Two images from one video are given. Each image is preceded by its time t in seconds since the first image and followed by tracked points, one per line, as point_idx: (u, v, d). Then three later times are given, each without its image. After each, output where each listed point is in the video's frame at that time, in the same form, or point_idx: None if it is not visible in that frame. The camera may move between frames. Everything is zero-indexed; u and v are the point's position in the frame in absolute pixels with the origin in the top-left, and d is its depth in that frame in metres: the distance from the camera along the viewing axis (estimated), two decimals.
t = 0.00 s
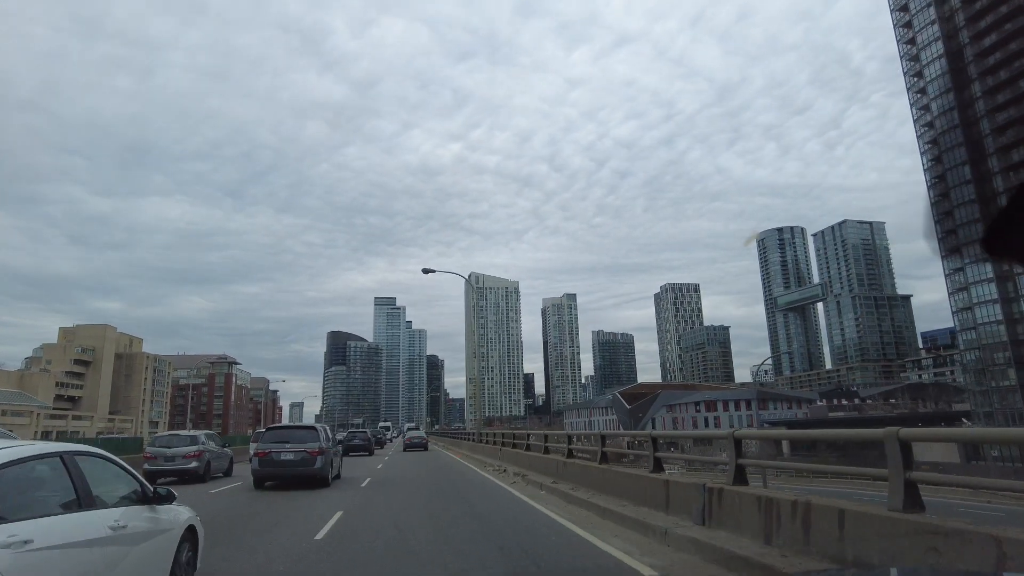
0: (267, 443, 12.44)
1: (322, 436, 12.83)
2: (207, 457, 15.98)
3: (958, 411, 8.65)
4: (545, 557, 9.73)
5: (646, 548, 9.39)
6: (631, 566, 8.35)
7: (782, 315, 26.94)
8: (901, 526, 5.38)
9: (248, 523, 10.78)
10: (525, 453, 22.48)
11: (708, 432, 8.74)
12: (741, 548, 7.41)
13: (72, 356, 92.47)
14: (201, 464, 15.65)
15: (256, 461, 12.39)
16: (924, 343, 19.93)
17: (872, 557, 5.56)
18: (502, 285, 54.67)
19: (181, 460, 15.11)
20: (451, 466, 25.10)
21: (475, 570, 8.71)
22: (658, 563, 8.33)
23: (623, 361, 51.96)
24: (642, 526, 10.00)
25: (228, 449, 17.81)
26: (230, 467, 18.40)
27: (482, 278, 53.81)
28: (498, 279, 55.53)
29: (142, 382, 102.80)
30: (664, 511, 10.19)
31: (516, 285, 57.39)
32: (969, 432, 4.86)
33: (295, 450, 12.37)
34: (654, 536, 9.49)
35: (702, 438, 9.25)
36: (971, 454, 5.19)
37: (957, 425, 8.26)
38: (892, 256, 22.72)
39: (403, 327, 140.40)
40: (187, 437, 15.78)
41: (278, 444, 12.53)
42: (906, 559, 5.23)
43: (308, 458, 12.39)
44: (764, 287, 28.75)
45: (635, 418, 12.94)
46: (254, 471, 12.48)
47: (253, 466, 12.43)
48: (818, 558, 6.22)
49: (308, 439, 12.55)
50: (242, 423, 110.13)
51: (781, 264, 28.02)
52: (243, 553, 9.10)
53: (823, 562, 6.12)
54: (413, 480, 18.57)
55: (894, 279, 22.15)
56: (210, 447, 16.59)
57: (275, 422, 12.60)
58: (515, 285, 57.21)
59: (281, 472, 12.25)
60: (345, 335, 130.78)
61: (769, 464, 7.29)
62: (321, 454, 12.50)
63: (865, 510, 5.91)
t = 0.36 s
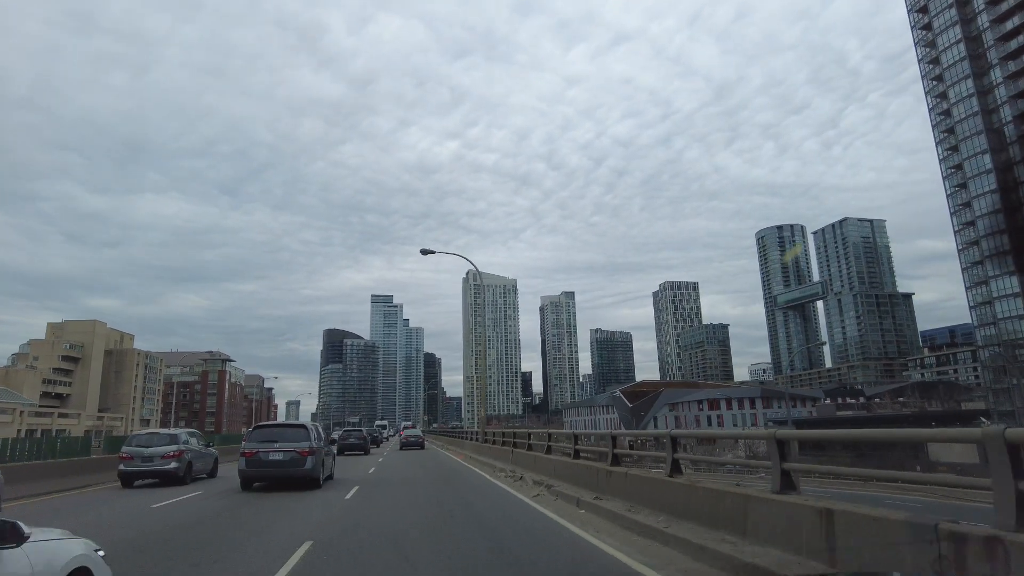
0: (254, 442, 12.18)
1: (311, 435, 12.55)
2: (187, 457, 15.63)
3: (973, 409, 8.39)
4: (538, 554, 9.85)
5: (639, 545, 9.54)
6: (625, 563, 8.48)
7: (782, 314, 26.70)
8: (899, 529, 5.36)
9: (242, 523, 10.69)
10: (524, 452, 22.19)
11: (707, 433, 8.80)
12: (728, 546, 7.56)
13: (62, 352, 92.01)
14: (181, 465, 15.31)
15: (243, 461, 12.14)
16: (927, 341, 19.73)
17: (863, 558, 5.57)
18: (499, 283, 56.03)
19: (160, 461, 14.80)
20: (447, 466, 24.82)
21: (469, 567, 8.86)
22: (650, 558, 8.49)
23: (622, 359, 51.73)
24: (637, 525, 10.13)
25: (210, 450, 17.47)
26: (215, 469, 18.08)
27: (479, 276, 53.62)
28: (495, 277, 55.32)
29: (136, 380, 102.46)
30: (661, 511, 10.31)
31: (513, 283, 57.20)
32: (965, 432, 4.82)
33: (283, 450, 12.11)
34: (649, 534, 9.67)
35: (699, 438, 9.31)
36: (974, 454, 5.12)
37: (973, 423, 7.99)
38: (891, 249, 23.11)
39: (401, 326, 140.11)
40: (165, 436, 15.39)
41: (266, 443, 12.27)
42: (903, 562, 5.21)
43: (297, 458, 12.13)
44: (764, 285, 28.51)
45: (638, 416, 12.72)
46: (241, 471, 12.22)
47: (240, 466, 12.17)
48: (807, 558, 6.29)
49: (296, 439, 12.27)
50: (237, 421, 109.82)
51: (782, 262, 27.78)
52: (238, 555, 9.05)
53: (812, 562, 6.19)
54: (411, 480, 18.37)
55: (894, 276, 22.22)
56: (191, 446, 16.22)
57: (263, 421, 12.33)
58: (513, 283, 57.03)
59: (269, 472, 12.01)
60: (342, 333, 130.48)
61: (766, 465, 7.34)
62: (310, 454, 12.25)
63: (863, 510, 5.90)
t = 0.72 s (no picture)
0: (243, 444, 11.91)
1: (303, 437, 12.30)
2: (166, 459, 15.22)
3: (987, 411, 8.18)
4: (533, 554, 9.75)
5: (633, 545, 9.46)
6: (618, 562, 8.40)
7: (782, 314, 26.50)
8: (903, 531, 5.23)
9: (234, 524, 10.50)
10: (522, 453, 21.91)
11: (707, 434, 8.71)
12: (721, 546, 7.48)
13: (49, 351, 91.71)
14: (160, 468, 14.94)
15: (232, 463, 11.85)
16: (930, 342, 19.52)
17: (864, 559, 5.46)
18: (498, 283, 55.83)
19: (139, 464, 14.46)
20: (444, 468, 24.55)
21: (461, 567, 8.79)
22: (644, 557, 8.40)
23: (621, 361, 51.57)
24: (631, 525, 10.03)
25: (193, 452, 17.17)
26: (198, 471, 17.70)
27: (477, 275, 53.38)
28: (494, 277, 55.23)
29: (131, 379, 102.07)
30: (657, 511, 10.20)
31: (513, 283, 57.11)
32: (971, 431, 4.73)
33: (274, 452, 11.84)
34: (643, 533, 9.60)
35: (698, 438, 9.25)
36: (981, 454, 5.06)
37: (988, 425, 7.76)
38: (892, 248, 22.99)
39: (399, 326, 139.86)
40: (142, 437, 14.97)
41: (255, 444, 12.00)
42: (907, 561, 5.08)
43: (288, 460, 11.86)
44: (764, 285, 28.27)
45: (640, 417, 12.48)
46: (229, 473, 11.93)
47: (228, 468, 11.89)
48: (800, 559, 6.19)
49: (288, 441, 12.01)
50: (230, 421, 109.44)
51: (782, 262, 27.55)
52: (229, 555, 8.92)
53: (806, 560, 6.12)
54: (407, 481, 18.09)
55: (896, 277, 21.98)
56: (171, 447, 15.82)
57: (253, 421, 12.09)
58: (512, 283, 56.92)
59: (257, 475, 11.72)
60: (339, 333, 130.14)
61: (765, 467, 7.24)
62: (302, 457, 11.98)
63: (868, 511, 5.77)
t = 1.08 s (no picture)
0: (233, 444, 11.67)
1: (296, 437, 12.06)
2: (145, 461, 14.89)
3: (1003, 413, 7.97)
4: (528, 554, 9.68)
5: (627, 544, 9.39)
6: (613, 561, 8.35)
7: (782, 315, 26.30)
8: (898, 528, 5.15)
9: (228, 524, 10.34)
10: (521, 454, 21.70)
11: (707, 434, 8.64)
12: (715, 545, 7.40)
13: (37, 348, 90.79)
14: (139, 470, 14.63)
15: (222, 464, 11.61)
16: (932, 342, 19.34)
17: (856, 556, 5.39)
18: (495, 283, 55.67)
19: (117, 466, 14.16)
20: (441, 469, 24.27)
21: (455, 566, 8.73)
22: (638, 556, 8.34)
23: (619, 361, 51.41)
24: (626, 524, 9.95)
25: (176, 454, 16.86)
26: (181, 473, 17.38)
27: (475, 276, 53.11)
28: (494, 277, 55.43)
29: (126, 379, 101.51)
30: (654, 511, 10.11)
31: (513, 283, 57.26)
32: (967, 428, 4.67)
33: (265, 452, 11.59)
34: (638, 535, 9.54)
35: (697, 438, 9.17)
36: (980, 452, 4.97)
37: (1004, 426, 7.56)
38: (893, 248, 22.78)
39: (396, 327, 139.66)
40: (120, 438, 14.62)
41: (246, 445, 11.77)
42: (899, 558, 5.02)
43: (280, 461, 11.63)
44: (764, 285, 28.04)
45: (642, 417, 12.25)
46: (219, 475, 11.70)
47: (218, 469, 11.65)
48: (792, 558, 6.12)
49: (280, 441, 11.78)
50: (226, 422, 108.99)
51: (782, 262, 27.32)
52: (224, 554, 8.82)
53: (795, 557, 6.08)
54: (403, 483, 17.81)
55: (897, 277, 21.76)
56: (151, 449, 15.49)
57: (244, 421, 11.86)
58: (512, 284, 57.10)
59: (248, 476, 11.48)
60: (337, 334, 129.88)
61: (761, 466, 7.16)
62: (295, 457, 11.75)
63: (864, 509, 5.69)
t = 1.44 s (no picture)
0: (222, 445, 11.40)
1: (288, 438, 11.78)
2: (124, 463, 14.67)
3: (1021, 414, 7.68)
4: (528, 550, 10.20)
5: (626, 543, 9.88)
6: (623, 563, 8.35)
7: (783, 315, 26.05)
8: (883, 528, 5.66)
9: (224, 525, 10.09)
10: (520, 455, 21.47)
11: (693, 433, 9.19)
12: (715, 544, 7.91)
13: (25, 347, 90.14)
14: (117, 472, 14.41)
15: (211, 465, 11.35)
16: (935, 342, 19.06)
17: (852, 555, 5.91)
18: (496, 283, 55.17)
19: (94, 468, 13.94)
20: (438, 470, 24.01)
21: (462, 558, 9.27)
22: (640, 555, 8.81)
23: (617, 361, 51.21)
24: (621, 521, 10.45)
25: (159, 456, 16.61)
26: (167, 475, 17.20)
27: (473, 275, 52.87)
28: (492, 276, 55.24)
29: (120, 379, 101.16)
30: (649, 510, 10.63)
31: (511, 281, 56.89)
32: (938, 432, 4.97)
33: (256, 453, 11.31)
34: (646, 537, 9.53)
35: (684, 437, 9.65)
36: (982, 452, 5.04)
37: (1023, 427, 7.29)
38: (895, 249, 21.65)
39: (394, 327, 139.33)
40: (99, 440, 14.43)
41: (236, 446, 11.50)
42: (885, 557, 5.55)
43: (272, 462, 11.34)
44: (765, 285, 27.80)
45: (646, 417, 12.00)
46: (207, 477, 11.43)
47: (206, 471, 11.37)
48: (789, 554, 6.64)
49: (272, 442, 11.51)
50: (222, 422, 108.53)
51: (783, 261, 27.08)
52: (221, 553, 8.73)
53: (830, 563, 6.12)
54: (400, 483, 17.66)
55: (900, 275, 21.34)
56: (132, 450, 15.31)
57: (234, 421, 11.60)
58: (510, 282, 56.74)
59: (238, 478, 11.19)
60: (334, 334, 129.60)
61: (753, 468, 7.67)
62: (287, 458, 11.46)
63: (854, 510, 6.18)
